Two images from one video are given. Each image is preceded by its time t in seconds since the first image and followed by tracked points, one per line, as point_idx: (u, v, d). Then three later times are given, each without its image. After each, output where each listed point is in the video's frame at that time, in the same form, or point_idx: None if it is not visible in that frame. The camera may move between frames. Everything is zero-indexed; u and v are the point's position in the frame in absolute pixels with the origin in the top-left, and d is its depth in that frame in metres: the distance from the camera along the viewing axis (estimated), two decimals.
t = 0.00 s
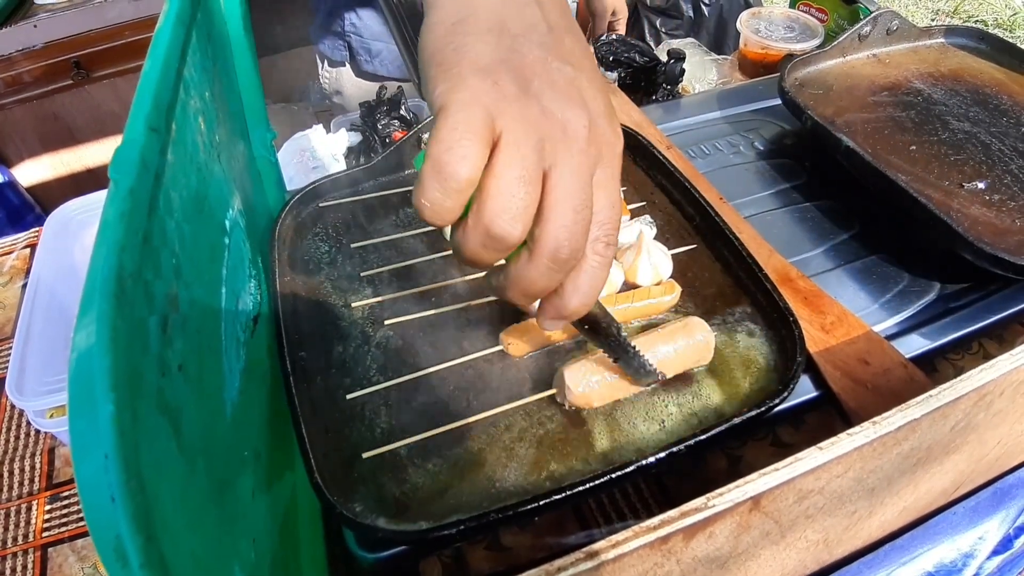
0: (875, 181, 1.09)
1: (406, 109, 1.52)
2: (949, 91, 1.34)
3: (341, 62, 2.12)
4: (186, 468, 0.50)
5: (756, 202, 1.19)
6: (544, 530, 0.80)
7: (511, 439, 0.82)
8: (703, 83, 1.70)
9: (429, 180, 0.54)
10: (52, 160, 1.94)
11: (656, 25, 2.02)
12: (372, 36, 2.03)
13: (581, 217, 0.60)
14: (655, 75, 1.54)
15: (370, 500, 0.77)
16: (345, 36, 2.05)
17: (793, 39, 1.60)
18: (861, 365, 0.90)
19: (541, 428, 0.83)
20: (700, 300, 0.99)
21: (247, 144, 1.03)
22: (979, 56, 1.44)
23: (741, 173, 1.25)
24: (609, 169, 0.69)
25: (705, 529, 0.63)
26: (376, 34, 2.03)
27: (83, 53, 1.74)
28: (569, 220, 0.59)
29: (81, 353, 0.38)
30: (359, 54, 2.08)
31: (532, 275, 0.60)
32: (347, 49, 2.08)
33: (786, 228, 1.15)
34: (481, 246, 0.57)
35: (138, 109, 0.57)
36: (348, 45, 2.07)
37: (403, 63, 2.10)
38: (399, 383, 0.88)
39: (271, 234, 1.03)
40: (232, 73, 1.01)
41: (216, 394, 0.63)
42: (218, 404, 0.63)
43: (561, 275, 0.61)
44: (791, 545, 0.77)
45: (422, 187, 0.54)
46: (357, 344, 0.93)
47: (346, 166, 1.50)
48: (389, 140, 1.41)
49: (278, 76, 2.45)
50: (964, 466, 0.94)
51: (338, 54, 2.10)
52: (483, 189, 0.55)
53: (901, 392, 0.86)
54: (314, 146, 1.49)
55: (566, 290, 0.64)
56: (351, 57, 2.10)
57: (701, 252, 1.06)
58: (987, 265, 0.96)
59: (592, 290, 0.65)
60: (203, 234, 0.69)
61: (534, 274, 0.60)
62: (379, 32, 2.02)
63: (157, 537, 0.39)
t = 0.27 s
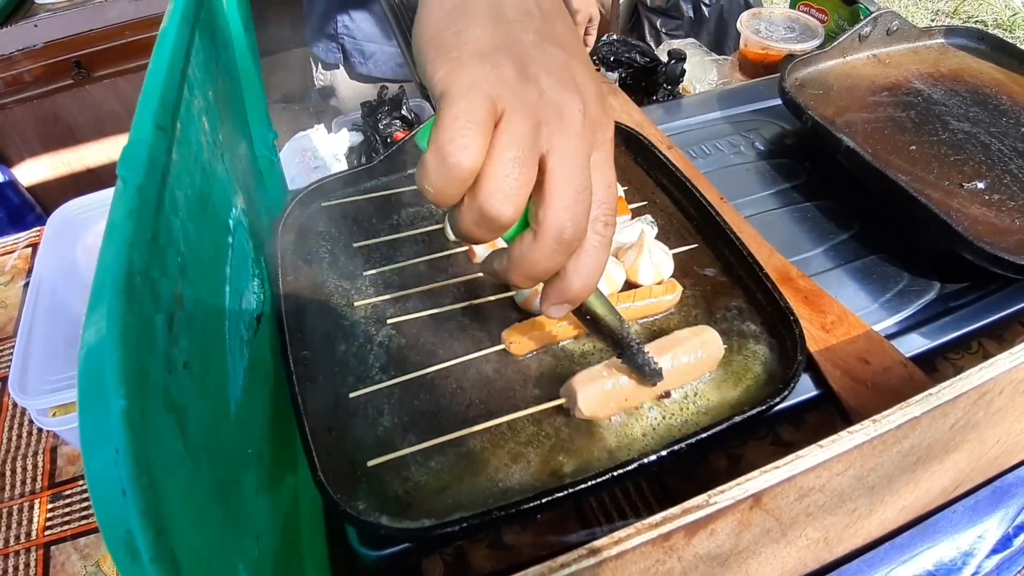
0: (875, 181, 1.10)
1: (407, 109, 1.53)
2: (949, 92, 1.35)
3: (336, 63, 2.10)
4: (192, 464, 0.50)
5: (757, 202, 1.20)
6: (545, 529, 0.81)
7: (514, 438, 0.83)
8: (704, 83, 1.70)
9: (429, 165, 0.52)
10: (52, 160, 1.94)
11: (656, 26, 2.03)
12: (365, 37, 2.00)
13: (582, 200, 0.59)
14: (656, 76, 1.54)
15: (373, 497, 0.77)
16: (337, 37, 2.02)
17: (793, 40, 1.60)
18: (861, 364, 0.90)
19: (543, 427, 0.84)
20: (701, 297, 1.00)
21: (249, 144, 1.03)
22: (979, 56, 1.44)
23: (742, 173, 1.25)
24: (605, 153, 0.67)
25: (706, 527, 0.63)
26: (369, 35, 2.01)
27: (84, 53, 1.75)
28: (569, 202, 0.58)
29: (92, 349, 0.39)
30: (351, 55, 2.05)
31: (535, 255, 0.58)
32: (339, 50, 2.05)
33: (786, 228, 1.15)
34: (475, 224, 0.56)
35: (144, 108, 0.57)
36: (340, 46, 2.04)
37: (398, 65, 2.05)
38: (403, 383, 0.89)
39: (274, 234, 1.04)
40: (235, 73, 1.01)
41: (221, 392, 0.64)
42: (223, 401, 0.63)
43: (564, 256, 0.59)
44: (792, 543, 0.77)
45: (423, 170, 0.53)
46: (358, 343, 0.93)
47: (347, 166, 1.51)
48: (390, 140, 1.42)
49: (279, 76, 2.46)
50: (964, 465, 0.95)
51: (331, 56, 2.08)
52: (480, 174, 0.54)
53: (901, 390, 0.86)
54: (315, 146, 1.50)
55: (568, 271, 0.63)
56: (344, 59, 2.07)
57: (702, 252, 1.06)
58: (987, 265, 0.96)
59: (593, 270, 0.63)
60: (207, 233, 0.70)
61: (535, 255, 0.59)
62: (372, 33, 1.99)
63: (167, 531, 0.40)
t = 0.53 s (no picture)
0: (874, 182, 1.10)
1: (408, 110, 1.53)
2: (948, 94, 1.35)
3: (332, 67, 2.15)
4: (196, 462, 0.51)
5: (756, 203, 1.20)
6: (545, 528, 0.81)
7: (515, 438, 0.83)
8: (704, 85, 1.71)
9: (423, 164, 0.54)
10: (53, 160, 1.95)
11: (657, 28, 2.03)
12: (360, 41, 2.07)
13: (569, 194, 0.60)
14: (656, 78, 1.54)
15: (375, 496, 0.78)
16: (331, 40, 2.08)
17: (792, 42, 1.61)
18: (860, 364, 0.91)
19: (543, 427, 0.84)
20: (700, 298, 1.01)
21: (251, 145, 1.04)
22: (978, 58, 1.45)
23: (741, 174, 1.26)
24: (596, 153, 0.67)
25: (705, 525, 0.64)
26: (365, 40, 2.07)
27: (84, 53, 1.75)
28: (556, 196, 0.59)
29: (99, 346, 0.39)
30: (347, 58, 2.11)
31: (521, 248, 0.61)
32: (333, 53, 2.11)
33: (786, 229, 1.16)
34: (462, 215, 0.58)
35: (150, 110, 0.58)
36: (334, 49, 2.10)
37: (394, 68, 2.14)
38: (404, 383, 0.89)
39: (275, 235, 1.04)
40: (237, 75, 1.02)
41: (224, 391, 0.64)
42: (225, 400, 0.64)
43: (549, 248, 0.61)
44: (791, 542, 0.78)
45: (417, 169, 0.55)
46: (360, 343, 0.94)
47: (348, 168, 1.51)
48: (393, 142, 1.42)
49: (280, 78, 2.47)
50: (962, 465, 0.95)
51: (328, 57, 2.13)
52: (472, 172, 0.55)
53: (900, 391, 0.87)
54: (316, 147, 1.49)
55: (550, 260, 0.66)
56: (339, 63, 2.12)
57: (702, 253, 1.07)
58: (985, 266, 0.97)
59: (573, 258, 0.66)
60: (210, 233, 0.70)
61: (522, 246, 0.61)
62: (367, 37, 2.06)
63: (173, 527, 0.40)
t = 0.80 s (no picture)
0: (871, 185, 1.10)
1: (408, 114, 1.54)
2: (946, 97, 1.36)
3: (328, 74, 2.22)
4: (195, 464, 0.51)
5: (755, 206, 1.21)
6: (544, 531, 0.81)
7: (514, 441, 0.84)
8: (703, 88, 1.71)
9: (434, 144, 0.54)
10: (53, 163, 1.95)
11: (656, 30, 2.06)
12: (356, 47, 2.15)
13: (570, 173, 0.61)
14: (655, 81, 1.55)
15: (374, 499, 0.78)
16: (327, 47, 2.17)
17: (791, 45, 1.61)
18: (858, 367, 0.91)
19: (542, 430, 0.85)
20: (698, 300, 1.01)
21: (251, 148, 1.04)
22: (977, 61, 1.45)
23: (740, 178, 1.26)
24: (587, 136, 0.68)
25: (703, 528, 0.64)
26: (360, 45, 2.16)
27: (85, 56, 1.75)
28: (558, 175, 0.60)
29: (100, 350, 0.39)
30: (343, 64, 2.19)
31: (522, 228, 0.62)
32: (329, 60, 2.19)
33: (784, 233, 1.16)
34: (472, 200, 0.59)
35: (150, 114, 0.58)
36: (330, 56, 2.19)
37: (389, 72, 2.21)
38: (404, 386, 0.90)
39: (275, 238, 1.04)
40: (238, 78, 1.02)
41: (223, 393, 0.64)
42: (225, 402, 0.64)
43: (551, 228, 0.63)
44: (788, 544, 0.78)
45: (428, 151, 0.55)
46: (359, 346, 0.94)
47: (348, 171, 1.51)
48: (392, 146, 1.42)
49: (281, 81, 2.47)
50: (960, 467, 0.95)
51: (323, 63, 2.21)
52: (483, 152, 0.56)
53: (898, 393, 0.87)
54: (317, 151, 1.49)
55: (549, 239, 0.67)
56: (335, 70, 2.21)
57: (700, 256, 1.07)
58: (982, 269, 0.97)
59: (571, 236, 0.67)
60: (210, 237, 0.71)
61: (525, 227, 0.62)
62: (363, 43, 2.15)
63: (172, 529, 0.40)
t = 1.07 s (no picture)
0: (871, 188, 1.10)
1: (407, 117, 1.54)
2: (946, 100, 1.36)
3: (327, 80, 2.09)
4: (191, 471, 0.51)
5: (755, 209, 1.20)
6: (543, 536, 0.81)
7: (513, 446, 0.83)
8: (702, 91, 1.71)
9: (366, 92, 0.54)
10: (53, 165, 1.95)
11: (656, 33, 2.05)
12: (353, 50, 2.00)
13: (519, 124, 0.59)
14: (655, 84, 1.55)
15: (372, 504, 0.77)
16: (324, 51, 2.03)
17: (791, 48, 1.61)
18: (858, 371, 0.90)
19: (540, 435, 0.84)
20: (697, 303, 1.01)
21: (250, 151, 1.04)
22: (976, 64, 1.45)
23: (739, 180, 1.26)
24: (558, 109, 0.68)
25: (702, 534, 0.63)
26: (356, 48, 2.01)
27: (85, 58, 1.75)
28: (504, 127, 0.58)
29: (91, 358, 0.39)
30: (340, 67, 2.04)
31: (471, 182, 0.58)
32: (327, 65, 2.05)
33: (784, 236, 1.16)
34: (414, 149, 0.56)
35: (145, 118, 0.58)
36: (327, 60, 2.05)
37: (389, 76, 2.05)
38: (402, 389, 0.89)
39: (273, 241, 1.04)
40: (236, 81, 1.02)
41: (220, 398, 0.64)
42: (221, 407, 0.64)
43: (500, 181, 0.59)
44: (788, 549, 0.77)
45: (361, 99, 0.54)
46: (357, 349, 0.94)
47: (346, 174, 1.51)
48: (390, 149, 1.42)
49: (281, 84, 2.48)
50: (961, 471, 0.95)
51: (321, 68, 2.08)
52: (420, 98, 0.55)
53: (898, 397, 0.87)
54: (315, 154, 1.50)
55: (511, 199, 0.62)
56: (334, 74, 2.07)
57: (699, 259, 1.07)
58: (983, 272, 0.97)
59: (538, 197, 0.62)
60: (207, 240, 0.70)
61: (474, 179, 0.58)
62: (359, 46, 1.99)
63: (165, 538, 0.40)
